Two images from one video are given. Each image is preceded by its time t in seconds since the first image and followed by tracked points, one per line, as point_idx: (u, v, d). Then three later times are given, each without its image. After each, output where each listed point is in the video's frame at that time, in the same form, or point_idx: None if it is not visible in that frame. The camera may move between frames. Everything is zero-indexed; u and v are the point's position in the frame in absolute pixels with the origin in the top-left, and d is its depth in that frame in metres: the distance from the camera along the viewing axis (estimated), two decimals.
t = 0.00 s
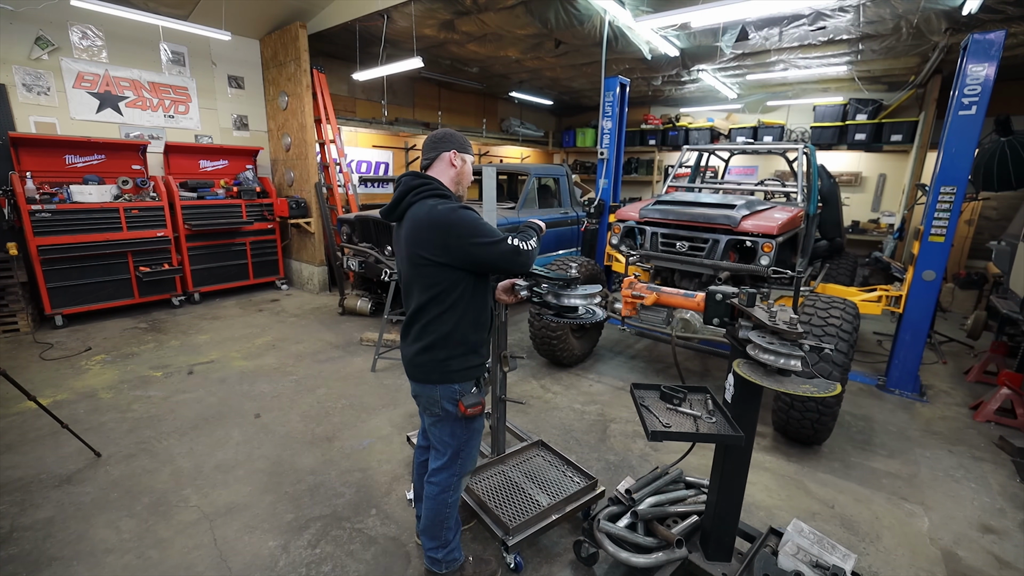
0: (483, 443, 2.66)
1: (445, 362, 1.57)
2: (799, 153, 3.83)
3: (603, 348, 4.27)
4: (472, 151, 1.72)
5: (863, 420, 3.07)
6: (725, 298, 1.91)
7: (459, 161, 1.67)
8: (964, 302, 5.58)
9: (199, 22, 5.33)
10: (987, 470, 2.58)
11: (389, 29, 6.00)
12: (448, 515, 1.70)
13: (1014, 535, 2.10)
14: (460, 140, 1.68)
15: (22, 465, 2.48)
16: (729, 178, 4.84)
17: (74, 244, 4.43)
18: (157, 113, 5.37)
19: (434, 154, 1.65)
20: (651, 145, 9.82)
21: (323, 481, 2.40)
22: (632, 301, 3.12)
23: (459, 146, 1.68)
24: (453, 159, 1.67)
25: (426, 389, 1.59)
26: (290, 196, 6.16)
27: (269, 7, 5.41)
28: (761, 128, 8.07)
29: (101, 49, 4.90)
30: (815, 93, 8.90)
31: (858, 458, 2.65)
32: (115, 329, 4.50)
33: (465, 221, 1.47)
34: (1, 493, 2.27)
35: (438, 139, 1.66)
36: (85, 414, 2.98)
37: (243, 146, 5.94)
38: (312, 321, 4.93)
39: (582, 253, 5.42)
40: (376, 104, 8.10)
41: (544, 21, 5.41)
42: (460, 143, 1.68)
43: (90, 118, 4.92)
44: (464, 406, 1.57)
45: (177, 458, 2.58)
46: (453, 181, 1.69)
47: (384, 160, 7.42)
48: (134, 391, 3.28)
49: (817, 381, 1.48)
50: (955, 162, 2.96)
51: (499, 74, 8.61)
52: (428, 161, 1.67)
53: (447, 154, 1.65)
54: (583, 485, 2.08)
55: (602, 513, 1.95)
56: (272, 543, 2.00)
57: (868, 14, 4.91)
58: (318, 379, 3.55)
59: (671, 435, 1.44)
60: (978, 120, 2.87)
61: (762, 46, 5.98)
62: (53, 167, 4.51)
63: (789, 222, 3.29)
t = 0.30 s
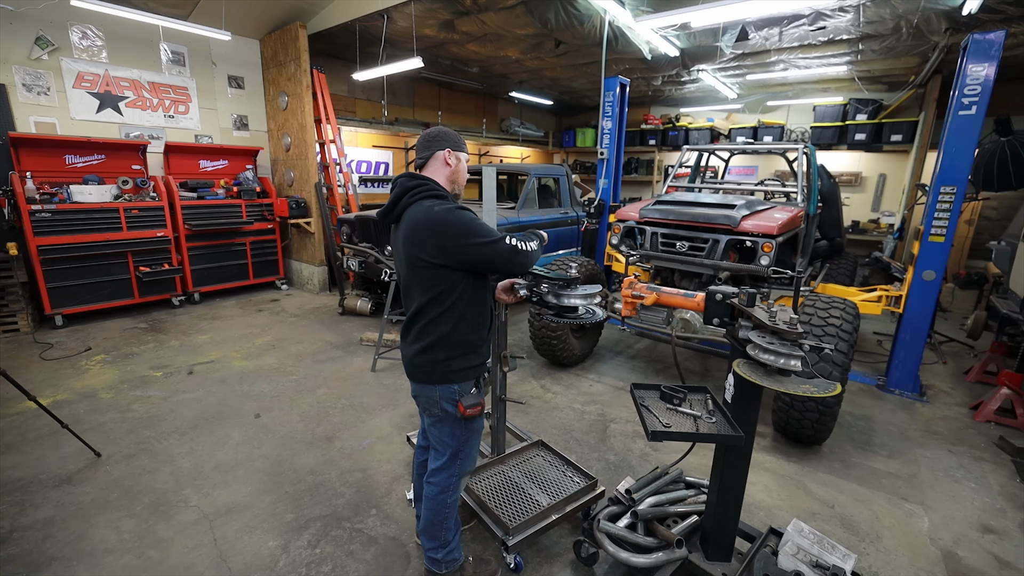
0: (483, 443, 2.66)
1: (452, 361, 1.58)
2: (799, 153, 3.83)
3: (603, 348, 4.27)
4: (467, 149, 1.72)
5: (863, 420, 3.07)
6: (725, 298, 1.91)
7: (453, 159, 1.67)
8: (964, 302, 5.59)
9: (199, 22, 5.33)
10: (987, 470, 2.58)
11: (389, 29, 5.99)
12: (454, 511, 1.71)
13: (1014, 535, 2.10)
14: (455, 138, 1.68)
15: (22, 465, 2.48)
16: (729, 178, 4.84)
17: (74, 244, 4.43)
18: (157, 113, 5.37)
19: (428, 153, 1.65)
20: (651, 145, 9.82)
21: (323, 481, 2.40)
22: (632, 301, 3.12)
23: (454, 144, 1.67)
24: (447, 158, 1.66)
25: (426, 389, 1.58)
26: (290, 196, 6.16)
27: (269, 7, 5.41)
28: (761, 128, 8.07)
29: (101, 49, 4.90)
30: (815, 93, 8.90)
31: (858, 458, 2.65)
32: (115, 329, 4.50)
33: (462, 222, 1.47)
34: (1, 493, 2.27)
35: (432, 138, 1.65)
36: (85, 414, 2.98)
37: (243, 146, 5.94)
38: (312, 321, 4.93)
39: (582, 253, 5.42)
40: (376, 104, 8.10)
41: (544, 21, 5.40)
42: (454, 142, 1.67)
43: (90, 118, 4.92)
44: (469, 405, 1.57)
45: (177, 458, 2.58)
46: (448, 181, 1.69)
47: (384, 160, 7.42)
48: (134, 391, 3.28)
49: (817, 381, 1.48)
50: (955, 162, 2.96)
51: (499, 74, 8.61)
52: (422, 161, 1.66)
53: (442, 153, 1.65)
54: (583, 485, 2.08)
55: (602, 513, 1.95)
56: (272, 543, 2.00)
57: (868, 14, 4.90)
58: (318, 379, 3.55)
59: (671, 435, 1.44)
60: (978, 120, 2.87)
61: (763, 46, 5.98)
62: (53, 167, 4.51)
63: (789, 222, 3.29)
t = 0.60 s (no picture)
0: (483, 443, 2.66)
1: (451, 362, 1.57)
2: (799, 153, 3.83)
3: (603, 348, 4.26)
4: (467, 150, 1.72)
5: (863, 419, 3.07)
6: (725, 298, 1.91)
7: (454, 160, 1.67)
8: (964, 302, 5.59)
9: (199, 23, 5.33)
10: (987, 470, 2.58)
11: (389, 29, 5.99)
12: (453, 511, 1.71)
13: (1014, 535, 2.10)
14: (456, 138, 1.68)
15: (22, 465, 2.48)
16: (729, 178, 4.83)
17: (74, 244, 4.43)
18: (157, 113, 5.37)
19: (428, 153, 1.65)
20: (651, 145, 9.82)
21: (323, 481, 2.40)
22: (632, 301, 3.12)
23: (454, 144, 1.67)
24: (448, 159, 1.67)
25: (426, 389, 1.58)
26: (290, 196, 6.16)
27: (269, 7, 5.41)
28: (761, 128, 8.07)
29: (101, 49, 4.90)
30: (815, 93, 8.90)
31: (858, 458, 2.66)
32: (115, 329, 4.50)
33: (462, 222, 1.47)
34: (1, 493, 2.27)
35: (432, 138, 1.65)
36: (85, 414, 2.98)
37: (243, 146, 5.94)
38: (312, 321, 4.93)
39: (582, 253, 5.42)
40: (376, 104, 8.10)
41: (544, 21, 5.41)
42: (455, 143, 1.67)
43: (90, 118, 4.92)
44: (469, 405, 1.56)
45: (177, 458, 2.58)
46: (448, 181, 1.69)
47: (384, 160, 7.42)
48: (134, 391, 3.28)
49: (817, 381, 1.48)
50: (955, 162, 2.96)
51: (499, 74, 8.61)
52: (423, 161, 1.66)
53: (442, 153, 1.65)
54: (583, 485, 2.08)
55: (601, 513, 1.95)
56: (272, 543, 2.00)
57: (868, 14, 4.90)
58: (318, 379, 3.55)
59: (671, 435, 1.44)
60: (978, 120, 2.87)
61: (763, 46, 5.98)
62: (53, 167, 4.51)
63: (789, 222, 3.29)
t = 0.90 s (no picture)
0: (483, 443, 2.65)
1: (454, 361, 1.58)
2: (799, 153, 3.83)
3: (603, 348, 4.26)
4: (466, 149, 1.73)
5: (863, 419, 3.07)
6: (725, 298, 1.91)
7: (452, 159, 1.67)
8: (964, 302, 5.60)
9: (199, 23, 5.33)
10: (988, 470, 2.58)
11: (389, 29, 5.99)
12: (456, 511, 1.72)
13: (1014, 535, 2.10)
14: (455, 138, 1.68)
15: (22, 465, 2.48)
16: (729, 178, 4.83)
17: (74, 244, 4.43)
18: (157, 113, 5.37)
19: (426, 153, 1.64)
20: (651, 145, 9.82)
21: (323, 481, 2.40)
22: (632, 301, 3.13)
23: (452, 145, 1.67)
24: (446, 158, 1.66)
25: (426, 390, 1.58)
26: (290, 196, 6.16)
27: (269, 7, 5.42)
28: (761, 128, 8.07)
29: (101, 49, 4.90)
30: (815, 93, 8.90)
31: (858, 458, 2.65)
32: (114, 329, 4.50)
33: (461, 222, 1.47)
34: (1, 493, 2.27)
35: (429, 138, 1.65)
36: (85, 414, 2.98)
37: (243, 146, 5.94)
38: (312, 321, 4.93)
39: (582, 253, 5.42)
40: (376, 104, 8.10)
41: (544, 21, 5.41)
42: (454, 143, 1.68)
43: (90, 118, 4.92)
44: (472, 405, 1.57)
45: (177, 458, 2.58)
46: (446, 181, 1.69)
47: (384, 160, 7.42)
48: (135, 391, 3.28)
49: (817, 381, 1.48)
50: (955, 162, 2.96)
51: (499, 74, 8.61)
52: (421, 161, 1.66)
53: (440, 153, 1.65)
54: (583, 485, 2.08)
55: (601, 513, 1.95)
56: (272, 543, 2.00)
57: (868, 14, 4.90)
58: (318, 379, 3.55)
59: (671, 435, 1.44)
60: (978, 120, 2.87)
61: (762, 46, 5.98)
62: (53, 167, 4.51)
63: (789, 222, 3.29)
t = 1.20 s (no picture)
0: (483, 443, 2.65)
1: (455, 362, 1.58)
2: (799, 153, 3.82)
3: (603, 348, 4.26)
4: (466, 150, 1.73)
5: (863, 419, 3.07)
6: (725, 298, 1.92)
7: (452, 159, 1.67)
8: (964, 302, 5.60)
9: (199, 23, 5.33)
10: (987, 470, 2.57)
11: (389, 29, 5.99)
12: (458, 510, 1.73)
13: (1014, 536, 2.10)
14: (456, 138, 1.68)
15: (22, 465, 2.48)
16: (729, 178, 4.83)
17: (74, 244, 4.43)
18: (157, 113, 5.37)
19: (426, 153, 1.64)
20: (651, 145, 9.82)
21: (323, 481, 2.40)
22: (632, 301, 3.12)
23: (452, 145, 1.68)
24: (446, 158, 1.66)
25: (424, 390, 1.58)
26: (290, 196, 6.16)
27: (269, 7, 5.42)
28: (761, 128, 8.07)
29: (101, 49, 4.90)
30: (815, 93, 8.90)
31: (858, 458, 2.65)
32: (114, 329, 4.50)
33: (460, 222, 1.47)
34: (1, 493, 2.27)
35: (430, 138, 1.65)
36: (85, 414, 2.98)
37: (243, 146, 5.94)
38: (312, 321, 4.93)
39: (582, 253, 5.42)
40: (376, 104, 8.10)
41: (544, 21, 5.41)
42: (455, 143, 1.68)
43: (90, 118, 4.92)
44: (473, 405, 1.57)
45: (177, 458, 2.58)
46: (446, 180, 1.69)
47: (384, 160, 7.42)
48: (135, 391, 3.28)
49: (817, 381, 1.48)
50: (955, 162, 2.96)
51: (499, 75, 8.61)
52: (422, 159, 1.66)
53: (440, 153, 1.65)
54: (583, 485, 2.08)
55: (601, 513, 1.95)
56: (272, 543, 2.00)
57: (868, 14, 4.90)
58: (318, 379, 3.55)
59: (671, 435, 1.43)
60: (978, 120, 2.87)
61: (763, 46, 5.98)
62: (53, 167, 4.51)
63: (789, 222, 3.29)
